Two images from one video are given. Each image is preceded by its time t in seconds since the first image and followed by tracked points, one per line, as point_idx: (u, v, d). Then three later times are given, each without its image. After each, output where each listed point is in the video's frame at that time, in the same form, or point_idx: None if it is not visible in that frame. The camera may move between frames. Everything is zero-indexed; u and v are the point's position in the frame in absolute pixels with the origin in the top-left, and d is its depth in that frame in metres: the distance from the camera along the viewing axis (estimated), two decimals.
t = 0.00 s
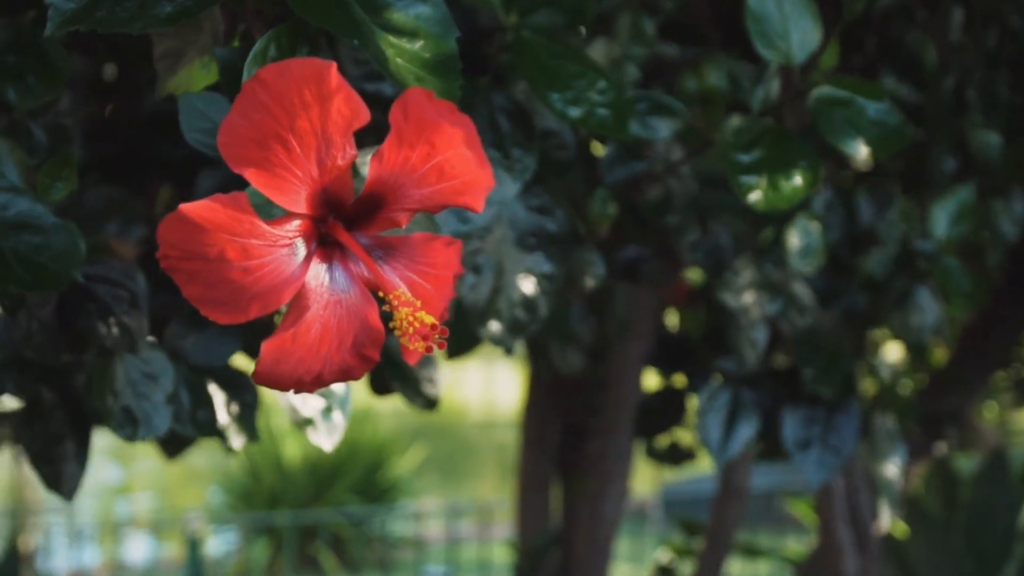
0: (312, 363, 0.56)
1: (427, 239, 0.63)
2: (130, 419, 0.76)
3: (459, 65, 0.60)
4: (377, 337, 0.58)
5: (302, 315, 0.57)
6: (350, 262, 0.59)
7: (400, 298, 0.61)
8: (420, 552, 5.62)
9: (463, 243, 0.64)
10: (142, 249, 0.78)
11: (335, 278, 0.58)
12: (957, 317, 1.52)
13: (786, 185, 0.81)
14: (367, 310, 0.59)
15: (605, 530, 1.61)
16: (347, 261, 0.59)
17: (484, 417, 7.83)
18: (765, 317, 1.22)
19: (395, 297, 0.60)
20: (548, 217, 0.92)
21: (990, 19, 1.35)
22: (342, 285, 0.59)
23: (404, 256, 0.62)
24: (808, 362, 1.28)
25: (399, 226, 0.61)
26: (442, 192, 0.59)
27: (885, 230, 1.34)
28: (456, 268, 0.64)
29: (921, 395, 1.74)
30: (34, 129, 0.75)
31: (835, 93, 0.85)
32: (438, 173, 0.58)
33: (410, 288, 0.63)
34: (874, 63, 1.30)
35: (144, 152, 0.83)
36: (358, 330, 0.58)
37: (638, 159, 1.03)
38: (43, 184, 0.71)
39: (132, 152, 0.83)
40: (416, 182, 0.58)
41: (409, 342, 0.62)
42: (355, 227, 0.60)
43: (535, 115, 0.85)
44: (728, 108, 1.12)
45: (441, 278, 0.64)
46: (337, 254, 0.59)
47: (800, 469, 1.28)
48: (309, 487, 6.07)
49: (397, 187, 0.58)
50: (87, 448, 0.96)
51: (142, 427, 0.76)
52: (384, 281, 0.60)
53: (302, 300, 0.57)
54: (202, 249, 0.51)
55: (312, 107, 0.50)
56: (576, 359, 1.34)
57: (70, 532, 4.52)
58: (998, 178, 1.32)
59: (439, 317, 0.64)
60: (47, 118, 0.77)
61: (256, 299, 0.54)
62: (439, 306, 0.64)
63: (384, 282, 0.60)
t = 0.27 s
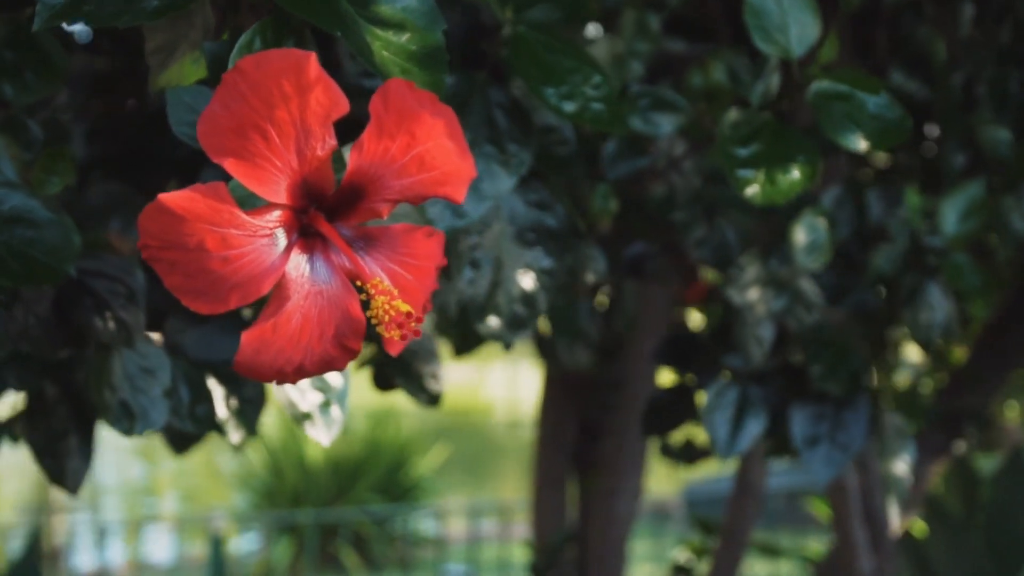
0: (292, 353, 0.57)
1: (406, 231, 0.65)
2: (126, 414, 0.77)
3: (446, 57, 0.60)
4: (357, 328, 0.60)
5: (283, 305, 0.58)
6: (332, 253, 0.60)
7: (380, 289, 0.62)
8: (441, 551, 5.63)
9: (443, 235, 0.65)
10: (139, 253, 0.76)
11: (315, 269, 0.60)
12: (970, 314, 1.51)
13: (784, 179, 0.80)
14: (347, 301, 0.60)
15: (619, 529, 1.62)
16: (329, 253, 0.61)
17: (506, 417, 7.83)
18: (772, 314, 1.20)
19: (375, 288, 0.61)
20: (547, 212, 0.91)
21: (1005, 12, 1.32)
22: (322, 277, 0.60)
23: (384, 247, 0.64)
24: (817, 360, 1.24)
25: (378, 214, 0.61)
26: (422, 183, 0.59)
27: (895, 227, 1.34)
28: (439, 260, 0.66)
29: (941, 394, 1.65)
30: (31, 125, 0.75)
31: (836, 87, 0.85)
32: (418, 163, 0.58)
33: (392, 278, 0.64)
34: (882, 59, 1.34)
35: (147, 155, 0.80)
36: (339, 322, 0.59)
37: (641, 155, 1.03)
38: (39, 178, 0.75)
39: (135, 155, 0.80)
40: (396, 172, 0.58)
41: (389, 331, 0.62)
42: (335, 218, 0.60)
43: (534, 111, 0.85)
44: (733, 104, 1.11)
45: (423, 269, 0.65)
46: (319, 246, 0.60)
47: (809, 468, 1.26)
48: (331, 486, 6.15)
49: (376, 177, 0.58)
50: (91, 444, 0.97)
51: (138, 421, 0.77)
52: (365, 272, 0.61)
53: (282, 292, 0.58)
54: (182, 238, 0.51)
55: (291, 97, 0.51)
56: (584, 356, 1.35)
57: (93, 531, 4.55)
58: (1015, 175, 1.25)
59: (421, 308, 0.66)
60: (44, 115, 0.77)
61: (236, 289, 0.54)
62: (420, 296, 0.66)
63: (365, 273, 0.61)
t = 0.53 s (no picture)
0: (273, 347, 0.57)
1: (388, 225, 0.64)
2: (123, 409, 0.77)
3: (432, 53, 0.60)
4: (340, 322, 0.59)
5: (265, 299, 0.58)
6: (314, 247, 0.60)
7: (357, 282, 0.62)
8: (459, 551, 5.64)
9: (426, 229, 0.65)
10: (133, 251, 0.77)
11: (297, 264, 0.59)
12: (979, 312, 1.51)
13: (779, 175, 0.80)
14: (330, 296, 0.60)
15: (631, 530, 1.62)
16: (311, 246, 0.60)
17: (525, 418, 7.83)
18: (774, 311, 1.21)
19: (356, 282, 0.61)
20: (546, 208, 0.91)
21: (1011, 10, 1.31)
22: (304, 270, 0.59)
23: (367, 240, 0.63)
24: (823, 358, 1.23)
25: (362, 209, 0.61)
26: (403, 177, 0.59)
27: (902, 223, 1.34)
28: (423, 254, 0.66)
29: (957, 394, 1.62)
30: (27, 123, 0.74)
31: (832, 83, 0.84)
32: (399, 158, 0.58)
33: (375, 272, 0.64)
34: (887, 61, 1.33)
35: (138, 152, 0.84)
36: (321, 315, 0.59)
37: (642, 152, 1.03)
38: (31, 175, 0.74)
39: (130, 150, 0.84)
40: (377, 167, 0.58)
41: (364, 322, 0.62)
42: (316, 212, 0.60)
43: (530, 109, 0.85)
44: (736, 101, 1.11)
45: (406, 263, 0.65)
46: (300, 239, 0.60)
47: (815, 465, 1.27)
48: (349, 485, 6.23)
49: (357, 171, 0.58)
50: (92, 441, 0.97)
51: (134, 417, 0.78)
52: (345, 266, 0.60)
53: (264, 285, 0.58)
54: (161, 232, 0.52)
55: (271, 92, 0.51)
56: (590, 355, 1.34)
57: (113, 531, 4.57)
58: None
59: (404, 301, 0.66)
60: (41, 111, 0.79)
61: (216, 284, 0.55)
62: (403, 289, 0.66)
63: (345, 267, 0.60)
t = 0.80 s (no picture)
0: (251, 340, 0.57)
1: (365, 219, 0.64)
2: (118, 404, 0.78)
3: (416, 47, 0.61)
4: (317, 315, 0.60)
5: (242, 292, 0.58)
6: (291, 240, 0.60)
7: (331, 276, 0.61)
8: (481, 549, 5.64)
9: (405, 223, 0.65)
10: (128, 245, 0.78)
11: (274, 258, 0.60)
12: (991, 310, 1.50)
13: (773, 170, 0.80)
14: (308, 290, 0.60)
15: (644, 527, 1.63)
16: (288, 240, 0.60)
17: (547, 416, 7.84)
18: (779, 307, 1.21)
19: (331, 274, 0.60)
20: (544, 203, 0.91)
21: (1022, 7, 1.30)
22: (281, 264, 0.60)
23: (344, 235, 0.63)
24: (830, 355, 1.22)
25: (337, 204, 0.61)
26: (380, 171, 0.59)
27: (910, 221, 1.33)
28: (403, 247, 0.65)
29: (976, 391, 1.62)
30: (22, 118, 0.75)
31: (827, 77, 0.84)
32: (376, 151, 0.58)
33: (353, 266, 0.64)
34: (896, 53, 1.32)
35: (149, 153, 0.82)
36: (299, 309, 0.59)
37: (643, 148, 1.03)
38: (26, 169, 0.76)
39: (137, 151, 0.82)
40: (354, 161, 0.59)
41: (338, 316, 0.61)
42: (293, 207, 0.60)
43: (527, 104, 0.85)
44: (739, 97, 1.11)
45: (385, 257, 0.65)
46: (277, 234, 0.60)
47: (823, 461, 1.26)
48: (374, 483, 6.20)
49: (334, 165, 0.59)
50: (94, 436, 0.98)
51: (129, 411, 0.78)
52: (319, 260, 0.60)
53: (241, 280, 0.58)
54: (138, 226, 0.52)
55: (246, 86, 0.52)
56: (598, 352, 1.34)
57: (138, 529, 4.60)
58: None
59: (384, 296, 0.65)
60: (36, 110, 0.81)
61: (193, 277, 0.55)
62: (383, 284, 0.65)
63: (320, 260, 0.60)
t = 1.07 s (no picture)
0: (235, 337, 0.58)
1: (350, 216, 0.63)
2: (115, 401, 0.78)
3: (406, 44, 0.60)
4: (301, 313, 0.60)
5: (225, 289, 0.58)
6: (274, 237, 0.60)
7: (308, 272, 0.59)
8: (497, 548, 5.63)
9: (391, 221, 0.63)
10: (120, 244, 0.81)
11: (258, 255, 0.59)
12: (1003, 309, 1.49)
13: (769, 167, 0.80)
14: (292, 287, 0.60)
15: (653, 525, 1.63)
16: (272, 237, 0.60)
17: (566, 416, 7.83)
18: (784, 305, 1.20)
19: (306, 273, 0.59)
20: (542, 201, 0.91)
21: None
22: (265, 261, 0.60)
23: (327, 232, 0.62)
24: (838, 354, 1.21)
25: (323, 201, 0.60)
26: (363, 168, 0.57)
27: (916, 219, 1.32)
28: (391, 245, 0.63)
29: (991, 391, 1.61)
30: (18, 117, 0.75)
31: (826, 74, 0.84)
32: (359, 149, 0.57)
33: (335, 263, 0.63)
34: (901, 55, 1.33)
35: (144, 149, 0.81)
36: (283, 306, 0.59)
37: (644, 146, 1.03)
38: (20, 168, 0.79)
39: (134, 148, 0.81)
40: (337, 158, 0.57)
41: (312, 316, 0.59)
42: (278, 204, 0.59)
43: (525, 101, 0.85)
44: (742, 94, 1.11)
45: (369, 256, 0.63)
46: (261, 231, 0.60)
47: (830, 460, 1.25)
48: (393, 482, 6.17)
49: (316, 163, 0.57)
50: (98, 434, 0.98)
51: (126, 409, 0.78)
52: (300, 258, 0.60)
53: (225, 276, 0.59)
54: (121, 225, 0.52)
55: (228, 84, 0.51)
56: (604, 351, 1.34)
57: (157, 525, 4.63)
58: None
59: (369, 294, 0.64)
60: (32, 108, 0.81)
61: (177, 274, 0.55)
62: (367, 281, 0.63)
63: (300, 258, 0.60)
